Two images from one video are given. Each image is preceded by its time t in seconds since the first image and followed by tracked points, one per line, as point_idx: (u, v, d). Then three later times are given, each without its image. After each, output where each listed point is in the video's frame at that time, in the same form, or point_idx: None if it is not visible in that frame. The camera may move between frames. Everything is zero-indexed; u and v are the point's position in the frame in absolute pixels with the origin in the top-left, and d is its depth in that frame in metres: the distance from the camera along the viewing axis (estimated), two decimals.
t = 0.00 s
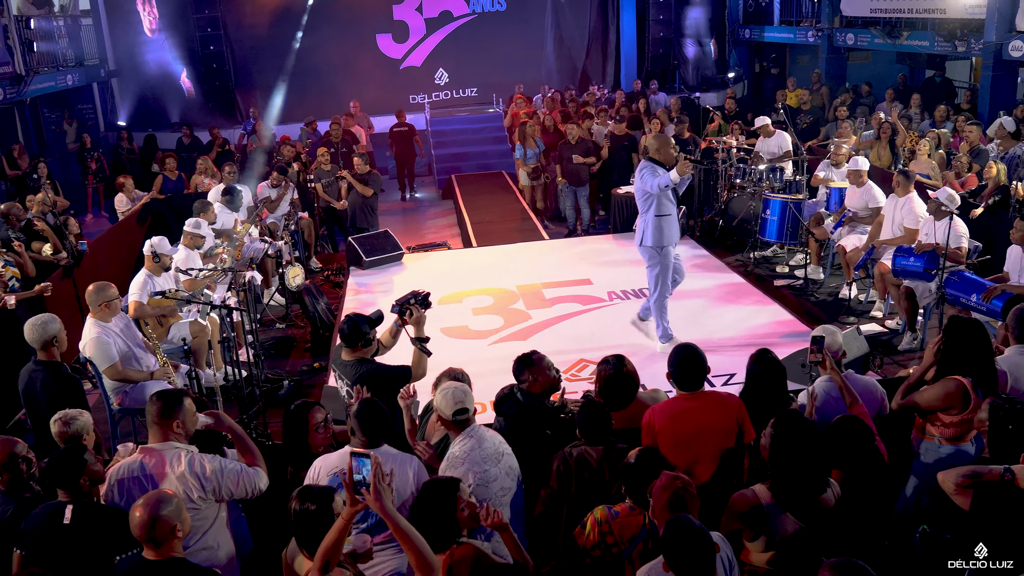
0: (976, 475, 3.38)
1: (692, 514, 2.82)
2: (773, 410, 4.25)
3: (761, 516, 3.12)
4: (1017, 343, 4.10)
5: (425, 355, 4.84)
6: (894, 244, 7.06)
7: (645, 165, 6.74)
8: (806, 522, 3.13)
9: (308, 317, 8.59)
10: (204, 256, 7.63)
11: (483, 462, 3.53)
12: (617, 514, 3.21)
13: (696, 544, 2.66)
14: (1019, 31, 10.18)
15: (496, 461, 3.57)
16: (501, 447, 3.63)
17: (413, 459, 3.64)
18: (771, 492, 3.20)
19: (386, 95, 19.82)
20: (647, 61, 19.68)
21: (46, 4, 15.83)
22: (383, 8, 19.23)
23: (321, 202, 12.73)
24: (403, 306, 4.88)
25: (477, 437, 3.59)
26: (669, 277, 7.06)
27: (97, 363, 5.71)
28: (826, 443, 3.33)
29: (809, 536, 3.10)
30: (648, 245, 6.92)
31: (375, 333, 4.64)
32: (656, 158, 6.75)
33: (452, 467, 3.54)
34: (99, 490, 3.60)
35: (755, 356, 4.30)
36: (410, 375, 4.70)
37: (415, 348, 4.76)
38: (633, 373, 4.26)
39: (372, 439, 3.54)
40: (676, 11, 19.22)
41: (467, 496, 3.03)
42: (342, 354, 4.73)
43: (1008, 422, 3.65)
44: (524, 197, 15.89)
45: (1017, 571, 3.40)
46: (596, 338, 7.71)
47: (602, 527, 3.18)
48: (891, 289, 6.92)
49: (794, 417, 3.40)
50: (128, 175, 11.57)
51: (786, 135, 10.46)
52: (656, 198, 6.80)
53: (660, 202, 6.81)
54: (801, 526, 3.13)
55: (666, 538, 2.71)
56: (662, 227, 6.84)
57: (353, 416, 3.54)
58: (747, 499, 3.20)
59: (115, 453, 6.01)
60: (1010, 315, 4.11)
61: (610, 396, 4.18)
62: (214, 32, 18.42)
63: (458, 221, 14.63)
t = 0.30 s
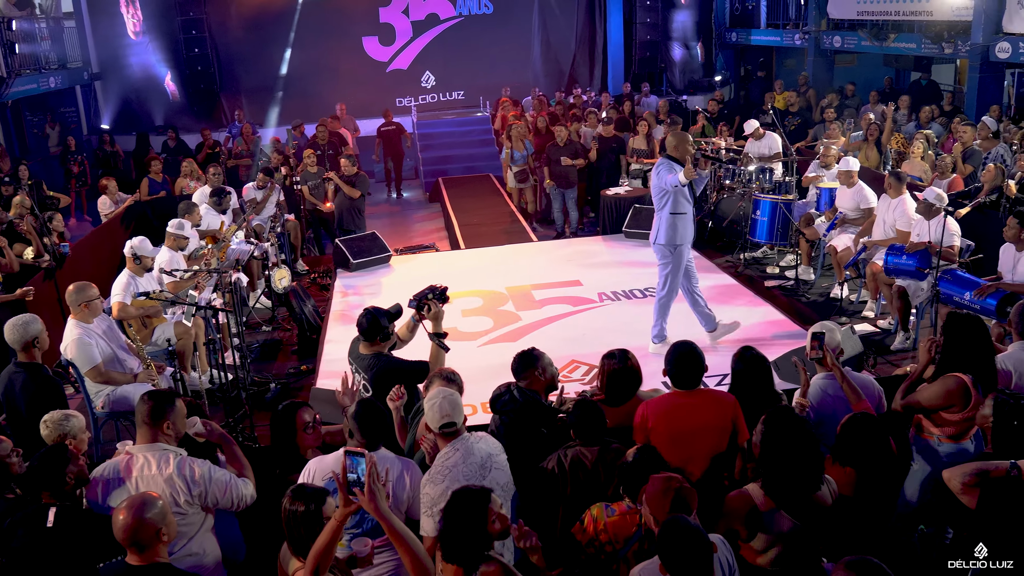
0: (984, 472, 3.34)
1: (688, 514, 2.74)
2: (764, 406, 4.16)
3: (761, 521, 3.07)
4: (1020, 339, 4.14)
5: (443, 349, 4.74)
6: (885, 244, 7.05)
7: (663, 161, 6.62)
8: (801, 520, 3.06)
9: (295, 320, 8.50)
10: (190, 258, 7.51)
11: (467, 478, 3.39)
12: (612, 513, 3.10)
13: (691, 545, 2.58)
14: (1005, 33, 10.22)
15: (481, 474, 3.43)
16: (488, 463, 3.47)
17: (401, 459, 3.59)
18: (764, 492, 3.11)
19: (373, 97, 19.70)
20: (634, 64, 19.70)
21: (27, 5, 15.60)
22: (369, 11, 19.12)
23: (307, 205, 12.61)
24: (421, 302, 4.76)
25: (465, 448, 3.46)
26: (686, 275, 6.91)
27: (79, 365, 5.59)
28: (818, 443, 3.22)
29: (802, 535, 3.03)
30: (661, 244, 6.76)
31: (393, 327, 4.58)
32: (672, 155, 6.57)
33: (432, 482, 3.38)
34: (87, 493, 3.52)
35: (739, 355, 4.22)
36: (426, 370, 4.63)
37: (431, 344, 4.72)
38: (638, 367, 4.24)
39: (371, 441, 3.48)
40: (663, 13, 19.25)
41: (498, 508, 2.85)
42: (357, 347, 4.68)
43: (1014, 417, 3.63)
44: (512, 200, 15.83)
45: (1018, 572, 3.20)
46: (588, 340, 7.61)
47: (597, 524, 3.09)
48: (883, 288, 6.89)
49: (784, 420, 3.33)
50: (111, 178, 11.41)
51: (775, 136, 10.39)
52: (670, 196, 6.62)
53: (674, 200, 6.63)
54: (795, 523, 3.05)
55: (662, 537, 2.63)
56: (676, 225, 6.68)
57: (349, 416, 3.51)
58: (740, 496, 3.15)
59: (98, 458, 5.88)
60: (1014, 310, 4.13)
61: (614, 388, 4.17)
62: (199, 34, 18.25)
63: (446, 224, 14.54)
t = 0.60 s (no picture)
0: (983, 467, 3.29)
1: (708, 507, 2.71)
2: (754, 393, 4.05)
3: (761, 523, 3.01)
4: (1011, 335, 4.13)
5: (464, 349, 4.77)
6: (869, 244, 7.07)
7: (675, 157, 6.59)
8: (803, 515, 3.04)
9: (274, 323, 8.37)
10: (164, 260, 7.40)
11: (451, 488, 3.26)
12: (603, 515, 3.01)
13: (712, 540, 2.55)
14: (983, 35, 10.33)
15: (466, 482, 3.29)
16: (473, 473, 3.32)
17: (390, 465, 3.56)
18: (767, 487, 3.11)
19: (352, 101, 19.54)
20: (614, 68, 19.76)
21: None
22: (347, 14, 18.99)
23: (286, 208, 12.45)
24: (440, 300, 4.77)
25: (455, 450, 3.37)
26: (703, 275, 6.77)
27: (53, 370, 5.43)
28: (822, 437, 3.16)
29: (805, 530, 2.96)
30: (674, 241, 6.74)
31: (412, 326, 4.59)
32: (686, 153, 6.53)
33: (416, 490, 3.29)
34: (61, 500, 3.43)
35: (719, 349, 4.09)
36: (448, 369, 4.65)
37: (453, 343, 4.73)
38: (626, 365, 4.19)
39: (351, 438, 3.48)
40: (643, 17, 19.33)
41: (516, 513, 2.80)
42: (376, 348, 4.66)
43: (1000, 415, 3.67)
44: (494, 203, 15.78)
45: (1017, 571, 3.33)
46: (573, 342, 7.55)
47: (590, 529, 2.99)
48: (867, 288, 6.89)
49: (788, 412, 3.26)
50: (86, 181, 11.18)
51: (757, 138, 10.49)
52: (684, 193, 6.58)
53: (687, 198, 6.59)
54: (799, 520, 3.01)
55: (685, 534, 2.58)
56: (688, 223, 6.64)
57: (329, 421, 3.51)
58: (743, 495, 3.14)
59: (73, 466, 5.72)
60: (1004, 305, 4.15)
61: (602, 390, 4.13)
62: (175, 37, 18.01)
63: (426, 227, 14.45)
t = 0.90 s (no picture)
0: (979, 464, 3.19)
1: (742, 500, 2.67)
2: (733, 398, 3.97)
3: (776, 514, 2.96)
4: (994, 331, 4.12)
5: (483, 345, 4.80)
6: (848, 244, 7.08)
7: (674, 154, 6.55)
8: (819, 507, 2.98)
9: (250, 327, 8.20)
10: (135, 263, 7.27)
11: (439, 487, 3.20)
12: (594, 517, 2.95)
13: (751, 540, 2.52)
14: (956, 38, 10.46)
15: (455, 484, 3.24)
16: (461, 472, 3.27)
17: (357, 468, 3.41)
18: (787, 480, 3.02)
19: (327, 105, 19.36)
20: (589, 72, 19.81)
21: None
22: (321, 18, 18.82)
23: (261, 212, 12.27)
24: (458, 298, 4.95)
25: (441, 450, 3.30)
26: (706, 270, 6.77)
27: (23, 377, 5.27)
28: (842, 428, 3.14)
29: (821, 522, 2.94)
30: (675, 239, 6.70)
31: (430, 324, 4.48)
32: (684, 149, 6.47)
33: (403, 491, 3.22)
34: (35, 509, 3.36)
35: (699, 347, 4.04)
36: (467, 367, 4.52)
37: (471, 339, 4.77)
38: (604, 366, 4.08)
39: (307, 452, 3.29)
40: (618, 22, 19.42)
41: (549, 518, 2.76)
42: (393, 347, 4.55)
43: (975, 416, 3.57)
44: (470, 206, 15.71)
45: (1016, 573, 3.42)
46: (554, 345, 7.49)
47: (579, 532, 2.92)
48: (847, 288, 6.91)
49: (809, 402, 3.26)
50: (54, 185, 10.91)
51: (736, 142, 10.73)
52: (684, 190, 6.55)
53: (688, 195, 6.55)
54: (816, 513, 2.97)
55: (727, 531, 2.52)
56: (688, 220, 6.60)
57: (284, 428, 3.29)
58: (762, 487, 3.04)
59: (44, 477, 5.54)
60: (987, 302, 4.09)
61: (581, 392, 4.01)
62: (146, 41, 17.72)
63: (403, 231, 14.34)
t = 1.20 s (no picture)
0: (974, 460, 3.14)
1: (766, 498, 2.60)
2: (724, 398, 3.95)
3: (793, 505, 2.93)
4: (977, 328, 4.12)
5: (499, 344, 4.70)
6: (828, 243, 7.10)
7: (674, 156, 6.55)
8: (836, 503, 2.94)
9: (225, 333, 8.05)
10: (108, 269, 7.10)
11: (428, 480, 3.20)
12: (588, 521, 2.90)
13: (776, 541, 2.43)
14: (929, 41, 10.61)
15: (443, 476, 3.23)
16: (451, 465, 3.26)
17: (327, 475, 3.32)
18: (805, 476, 2.98)
19: (301, 110, 19.17)
20: (565, 76, 19.85)
21: None
22: (294, 23, 18.65)
23: (235, 218, 12.09)
24: (473, 295, 4.83)
25: (425, 449, 3.27)
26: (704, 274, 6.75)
27: None
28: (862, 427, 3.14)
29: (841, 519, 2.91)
30: (674, 242, 6.67)
31: (444, 323, 4.39)
32: (686, 153, 6.48)
33: (392, 487, 3.21)
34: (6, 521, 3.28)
35: (688, 346, 4.00)
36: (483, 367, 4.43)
37: (487, 337, 4.70)
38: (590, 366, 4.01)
39: (272, 462, 3.20)
40: (593, 27, 19.49)
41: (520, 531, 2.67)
42: (408, 346, 4.46)
43: (951, 417, 3.62)
44: (447, 211, 15.64)
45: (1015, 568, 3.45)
46: (536, 348, 7.43)
47: (573, 537, 2.87)
48: (828, 288, 6.93)
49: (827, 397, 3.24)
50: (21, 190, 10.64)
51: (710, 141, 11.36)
52: (685, 194, 6.53)
53: (689, 200, 6.53)
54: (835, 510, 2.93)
55: (751, 530, 2.45)
56: (688, 223, 6.59)
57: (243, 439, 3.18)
58: (780, 485, 3.00)
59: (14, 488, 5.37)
60: (971, 299, 4.10)
61: (567, 392, 3.93)
62: (117, 45, 17.44)
63: (379, 236, 14.23)
